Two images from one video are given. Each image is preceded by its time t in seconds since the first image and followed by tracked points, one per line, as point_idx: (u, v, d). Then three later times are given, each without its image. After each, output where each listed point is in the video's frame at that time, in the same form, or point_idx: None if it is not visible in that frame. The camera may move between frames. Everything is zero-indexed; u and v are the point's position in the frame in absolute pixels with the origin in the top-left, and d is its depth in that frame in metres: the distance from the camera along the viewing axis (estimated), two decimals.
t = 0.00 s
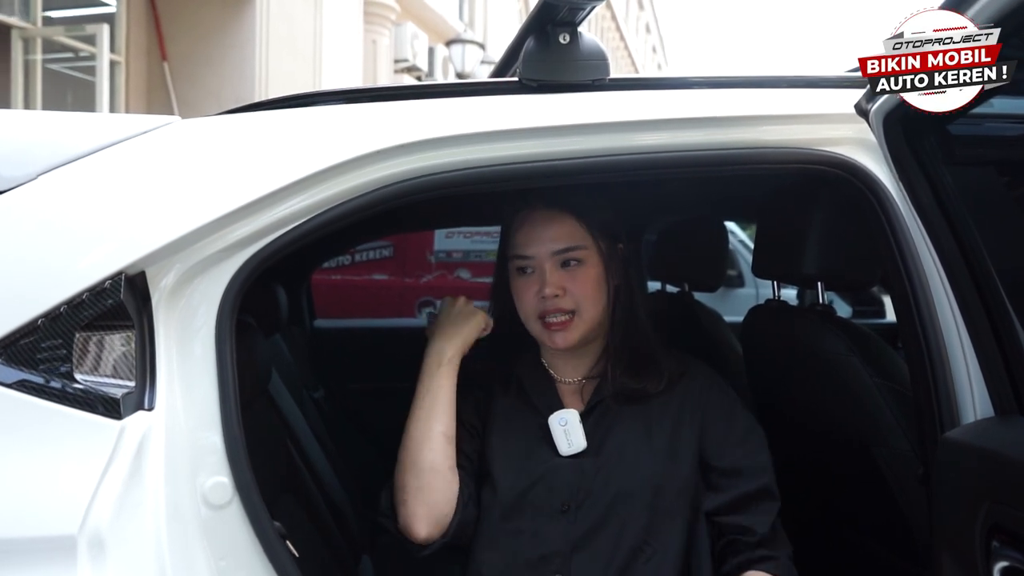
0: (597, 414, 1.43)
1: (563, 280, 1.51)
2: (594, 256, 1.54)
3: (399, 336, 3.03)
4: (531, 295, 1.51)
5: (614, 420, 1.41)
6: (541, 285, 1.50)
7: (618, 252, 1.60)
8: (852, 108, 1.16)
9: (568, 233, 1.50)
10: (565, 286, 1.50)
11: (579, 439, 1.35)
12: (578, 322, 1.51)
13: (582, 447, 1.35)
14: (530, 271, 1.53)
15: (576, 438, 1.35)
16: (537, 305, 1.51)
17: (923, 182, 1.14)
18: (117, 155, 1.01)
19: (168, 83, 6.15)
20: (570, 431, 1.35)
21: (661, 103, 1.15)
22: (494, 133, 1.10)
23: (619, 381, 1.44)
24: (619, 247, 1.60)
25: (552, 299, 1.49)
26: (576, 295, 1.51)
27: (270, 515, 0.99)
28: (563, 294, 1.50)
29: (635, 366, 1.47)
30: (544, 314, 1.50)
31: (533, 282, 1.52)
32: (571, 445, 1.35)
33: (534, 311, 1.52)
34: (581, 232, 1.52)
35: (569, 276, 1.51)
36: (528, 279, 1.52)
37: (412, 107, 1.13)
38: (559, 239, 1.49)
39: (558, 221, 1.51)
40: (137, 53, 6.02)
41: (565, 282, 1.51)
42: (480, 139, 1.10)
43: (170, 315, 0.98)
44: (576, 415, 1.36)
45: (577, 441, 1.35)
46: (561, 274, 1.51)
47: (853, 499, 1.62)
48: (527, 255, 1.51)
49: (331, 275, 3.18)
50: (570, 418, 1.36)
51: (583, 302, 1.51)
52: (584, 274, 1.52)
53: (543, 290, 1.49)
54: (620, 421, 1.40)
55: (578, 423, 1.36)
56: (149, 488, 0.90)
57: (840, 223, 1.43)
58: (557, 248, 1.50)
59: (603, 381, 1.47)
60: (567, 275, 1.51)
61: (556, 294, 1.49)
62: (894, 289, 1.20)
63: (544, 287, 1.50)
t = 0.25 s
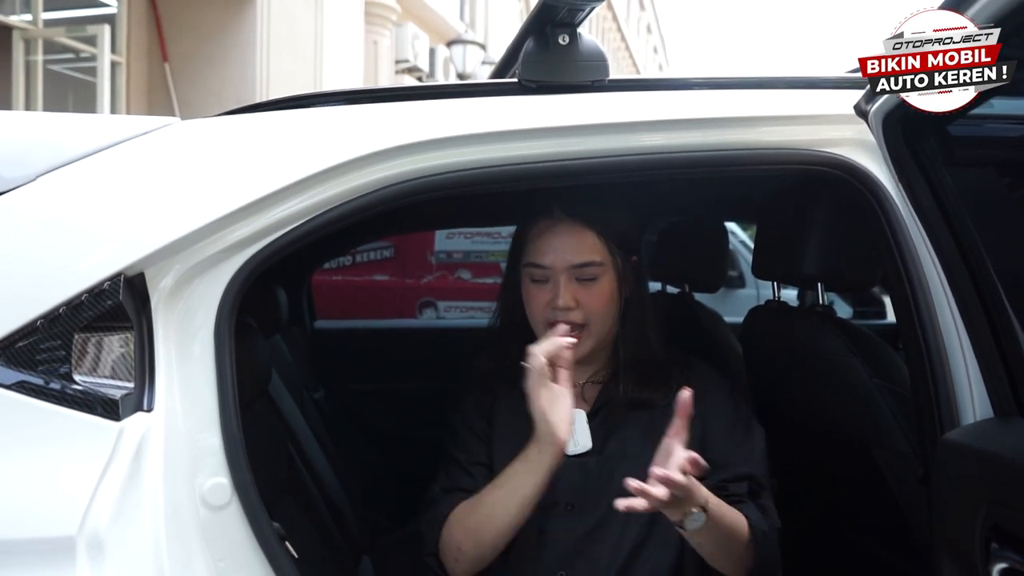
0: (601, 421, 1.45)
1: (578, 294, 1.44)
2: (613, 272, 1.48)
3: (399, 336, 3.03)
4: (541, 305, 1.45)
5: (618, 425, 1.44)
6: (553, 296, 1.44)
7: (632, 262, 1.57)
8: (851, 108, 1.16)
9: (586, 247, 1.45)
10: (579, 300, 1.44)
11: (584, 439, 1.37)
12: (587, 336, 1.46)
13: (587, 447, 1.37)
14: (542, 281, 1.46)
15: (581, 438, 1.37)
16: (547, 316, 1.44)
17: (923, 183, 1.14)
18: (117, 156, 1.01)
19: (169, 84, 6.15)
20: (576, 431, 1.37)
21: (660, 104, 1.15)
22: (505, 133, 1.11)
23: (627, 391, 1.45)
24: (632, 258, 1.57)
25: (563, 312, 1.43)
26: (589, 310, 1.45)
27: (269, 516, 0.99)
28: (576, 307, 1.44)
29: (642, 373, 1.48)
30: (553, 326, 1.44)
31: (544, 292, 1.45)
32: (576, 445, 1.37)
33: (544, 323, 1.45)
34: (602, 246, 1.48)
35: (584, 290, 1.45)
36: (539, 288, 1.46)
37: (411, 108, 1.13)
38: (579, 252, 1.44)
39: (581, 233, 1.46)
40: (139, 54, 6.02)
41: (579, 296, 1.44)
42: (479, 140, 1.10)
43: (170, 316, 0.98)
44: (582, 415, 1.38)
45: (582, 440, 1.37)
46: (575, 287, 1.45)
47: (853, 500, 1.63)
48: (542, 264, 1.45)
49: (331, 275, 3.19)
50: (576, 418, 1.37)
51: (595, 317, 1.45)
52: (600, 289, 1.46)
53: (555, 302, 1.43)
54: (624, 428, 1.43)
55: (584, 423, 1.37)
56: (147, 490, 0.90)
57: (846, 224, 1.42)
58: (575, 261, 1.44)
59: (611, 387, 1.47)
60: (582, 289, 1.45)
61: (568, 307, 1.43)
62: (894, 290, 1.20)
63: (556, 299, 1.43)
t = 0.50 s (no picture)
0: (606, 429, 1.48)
1: (601, 315, 1.46)
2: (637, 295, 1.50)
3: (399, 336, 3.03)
4: (563, 321, 1.47)
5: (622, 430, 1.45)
6: (576, 314, 1.46)
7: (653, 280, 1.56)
8: (850, 108, 1.16)
9: (615, 270, 1.46)
10: (601, 321, 1.46)
11: (592, 442, 1.34)
12: (602, 354, 1.48)
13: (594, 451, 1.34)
14: (567, 297, 1.47)
15: (588, 441, 1.34)
16: (567, 332, 1.46)
17: (921, 184, 1.14)
18: (116, 156, 1.01)
19: (170, 85, 6.15)
20: (584, 433, 1.34)
21: (659, 104, 1.15)
22: (503, 133, 1.11)
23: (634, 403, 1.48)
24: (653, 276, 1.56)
25: (585, 331, 1.45)
26: (609, 331, 1.47)
27: (267, 515, 0.99)
28: (597, 328, 1.46)
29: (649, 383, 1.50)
30: (571, 342, 1.47)
31: (567, 308, 1.47)
32: (582, 446, 1.34)
33: (563, 337, 1.47)
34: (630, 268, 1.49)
35: (608, 311, 1.47)
36: (562, 304, 1.47)
37: (410, 108, 1.13)
38: (608, 275, 1.45)
39: (609, 254, 1.47)
40: (139, 55, 6.03)
41: (602, 317, 1.46)
42: (477, 140, 1.10)
43: (168, 316, 0.98)
44: (591, 418, 1.34)
45: (590, 442, 1.34)
46: (599, 307, 1.47)
47: (853, 501, 1.63)
48: (568, 281, 1.46)
49: (332, 275, 3.19)
50: (584, 419, 1.34)
51: (614, 338, 1.48)
52: (623, 311, 1.48)
53: (578, 320, 1.45)
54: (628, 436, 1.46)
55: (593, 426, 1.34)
56: (146, 490, 0.91)
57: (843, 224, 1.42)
58: (603, 283, 1.45)
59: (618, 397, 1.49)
60: (606, 310, 1.47)
61: (590, 327, 1.45)
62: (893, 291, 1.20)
63: (579, 317, 1.45)
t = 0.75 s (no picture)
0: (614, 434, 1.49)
1: (626, 338, 1.45)
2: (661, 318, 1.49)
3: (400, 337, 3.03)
4: (586, 340, 1.45)
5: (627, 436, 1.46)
6: (601, 335, 1.44)
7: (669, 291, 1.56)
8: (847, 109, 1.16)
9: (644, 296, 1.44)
10: (625, 344, 1.45)
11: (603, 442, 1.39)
12: (621, 373, 1.48)
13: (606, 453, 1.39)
14: (592, 317, 1.46)
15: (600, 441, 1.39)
16: (589, 351, 1.45)
17: (918, 184, 1.15)
18: (115, 157, 1.02)
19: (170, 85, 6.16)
20: (595, 433, 1.39)
21: (657, 104, 1.15)
22: (501, 133, 1.11)
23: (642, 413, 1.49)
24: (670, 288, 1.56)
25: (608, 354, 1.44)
26: (631, 353, 1.46)
27: (265, 515, 0.99)
28: (621, 350, 1.45)
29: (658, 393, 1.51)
30: (592, 360, 1.46)
31: (592, 328, 1.45)
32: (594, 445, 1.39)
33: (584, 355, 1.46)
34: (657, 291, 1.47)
35: (633, 334, 1.45)
36: (587, 323, 1.46)
37: (409, 109, 1.13)
38: (638, 302, 1.43)
39: (643, 287, 1.45)
40: (140, 55, 6.03)
41: (626, 340, 1.45)
42: (476, 141, 1.10)
43: (168, 317, 0.98)
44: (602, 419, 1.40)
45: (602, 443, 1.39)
46: (625, 331, 1.45)
47: (853, 499, 1.63)
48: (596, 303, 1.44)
49: (332, 275, 3.19)
50: (596, 420, 1.40)
51: (634, 359, 1.47)
52: (648, 335, 1.47)
53: (602, 342, 1.44)
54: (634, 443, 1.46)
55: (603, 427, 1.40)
56: (145, 489, 0.91)
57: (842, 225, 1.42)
58: (632, 309, 1.44)
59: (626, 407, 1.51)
60: (631, 333, 1.45)
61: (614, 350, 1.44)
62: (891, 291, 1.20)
63: (604, 339, 1.44)
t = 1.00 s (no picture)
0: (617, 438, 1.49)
1: (636, 347, 1.45)
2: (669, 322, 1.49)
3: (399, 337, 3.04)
4: (596, 351, 1.45)
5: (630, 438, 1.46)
6: (612, 347, 1.44)
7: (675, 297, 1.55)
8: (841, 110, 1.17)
9: (653, 304, 1.44)
10: (635, 352, 1.45)
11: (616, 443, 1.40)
12: (632, 378, 1.49)
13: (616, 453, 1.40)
14: (602, 328, 1.45)
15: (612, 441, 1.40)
16: (599, 361, 1.45)
17: (911, 185, 1.15)
18: (114, 157, 1.03)
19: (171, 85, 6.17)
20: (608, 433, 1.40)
21: (653, 106, 1.16)
22: (497, 135, 1.11)
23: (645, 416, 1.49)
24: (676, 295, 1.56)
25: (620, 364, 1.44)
26: (642, 361, 1.47)
27: (263, 513, 1.00)
28: (632, 360, 1.45)
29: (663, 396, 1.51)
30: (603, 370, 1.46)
31: (602, 340, 1.45)
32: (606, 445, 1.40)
33: (594, 365, 1.46)
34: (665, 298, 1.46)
35: (643, 343, 1.45)
36: (597, 334, 1.45)
37: (406, 110, 1.14)
38: (648, 313, 1.43)
39: (652, 297, 1.44)
40: (140, 55, 6.04)
41: (637, 349, 1.45)
42: (471, 141, 1.11)
43: (166, 316, 0.99)
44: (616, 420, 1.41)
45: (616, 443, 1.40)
46: (635, 340, 1.45)
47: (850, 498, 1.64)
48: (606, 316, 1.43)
49: (331, 275, 3.20)
50: (609, 420, 1.41)
51: (645, 365, 1.48)
52: (657, 342, 1.47)
53: (613, 353, 1.44)
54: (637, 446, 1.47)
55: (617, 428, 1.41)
56: (143, 488, 0.91)
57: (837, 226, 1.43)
58: (642, 319, 1.43)
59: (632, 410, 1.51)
60: (641, 342, 1.45)
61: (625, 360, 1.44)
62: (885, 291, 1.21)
63: (615, 351, 1.44)
